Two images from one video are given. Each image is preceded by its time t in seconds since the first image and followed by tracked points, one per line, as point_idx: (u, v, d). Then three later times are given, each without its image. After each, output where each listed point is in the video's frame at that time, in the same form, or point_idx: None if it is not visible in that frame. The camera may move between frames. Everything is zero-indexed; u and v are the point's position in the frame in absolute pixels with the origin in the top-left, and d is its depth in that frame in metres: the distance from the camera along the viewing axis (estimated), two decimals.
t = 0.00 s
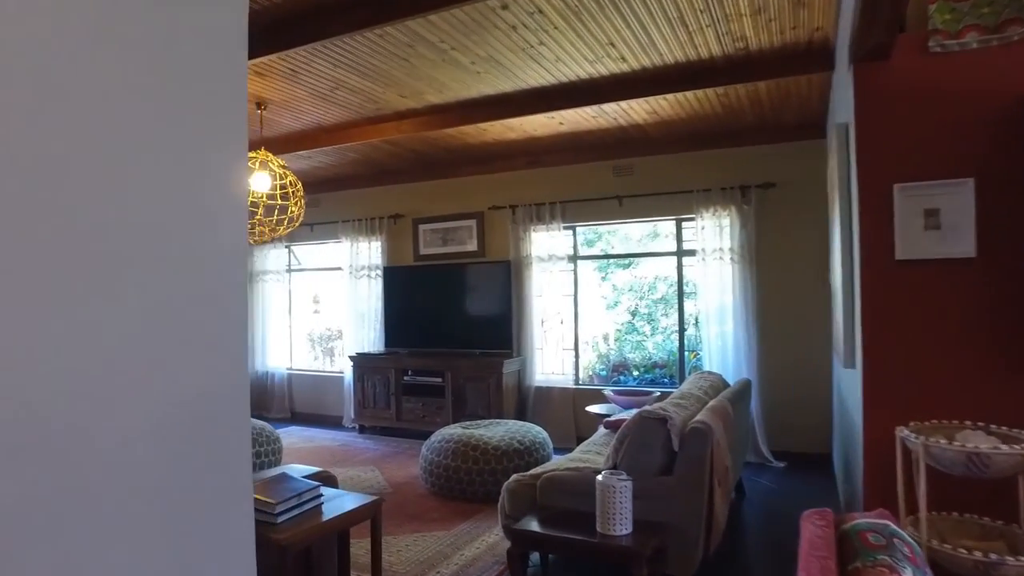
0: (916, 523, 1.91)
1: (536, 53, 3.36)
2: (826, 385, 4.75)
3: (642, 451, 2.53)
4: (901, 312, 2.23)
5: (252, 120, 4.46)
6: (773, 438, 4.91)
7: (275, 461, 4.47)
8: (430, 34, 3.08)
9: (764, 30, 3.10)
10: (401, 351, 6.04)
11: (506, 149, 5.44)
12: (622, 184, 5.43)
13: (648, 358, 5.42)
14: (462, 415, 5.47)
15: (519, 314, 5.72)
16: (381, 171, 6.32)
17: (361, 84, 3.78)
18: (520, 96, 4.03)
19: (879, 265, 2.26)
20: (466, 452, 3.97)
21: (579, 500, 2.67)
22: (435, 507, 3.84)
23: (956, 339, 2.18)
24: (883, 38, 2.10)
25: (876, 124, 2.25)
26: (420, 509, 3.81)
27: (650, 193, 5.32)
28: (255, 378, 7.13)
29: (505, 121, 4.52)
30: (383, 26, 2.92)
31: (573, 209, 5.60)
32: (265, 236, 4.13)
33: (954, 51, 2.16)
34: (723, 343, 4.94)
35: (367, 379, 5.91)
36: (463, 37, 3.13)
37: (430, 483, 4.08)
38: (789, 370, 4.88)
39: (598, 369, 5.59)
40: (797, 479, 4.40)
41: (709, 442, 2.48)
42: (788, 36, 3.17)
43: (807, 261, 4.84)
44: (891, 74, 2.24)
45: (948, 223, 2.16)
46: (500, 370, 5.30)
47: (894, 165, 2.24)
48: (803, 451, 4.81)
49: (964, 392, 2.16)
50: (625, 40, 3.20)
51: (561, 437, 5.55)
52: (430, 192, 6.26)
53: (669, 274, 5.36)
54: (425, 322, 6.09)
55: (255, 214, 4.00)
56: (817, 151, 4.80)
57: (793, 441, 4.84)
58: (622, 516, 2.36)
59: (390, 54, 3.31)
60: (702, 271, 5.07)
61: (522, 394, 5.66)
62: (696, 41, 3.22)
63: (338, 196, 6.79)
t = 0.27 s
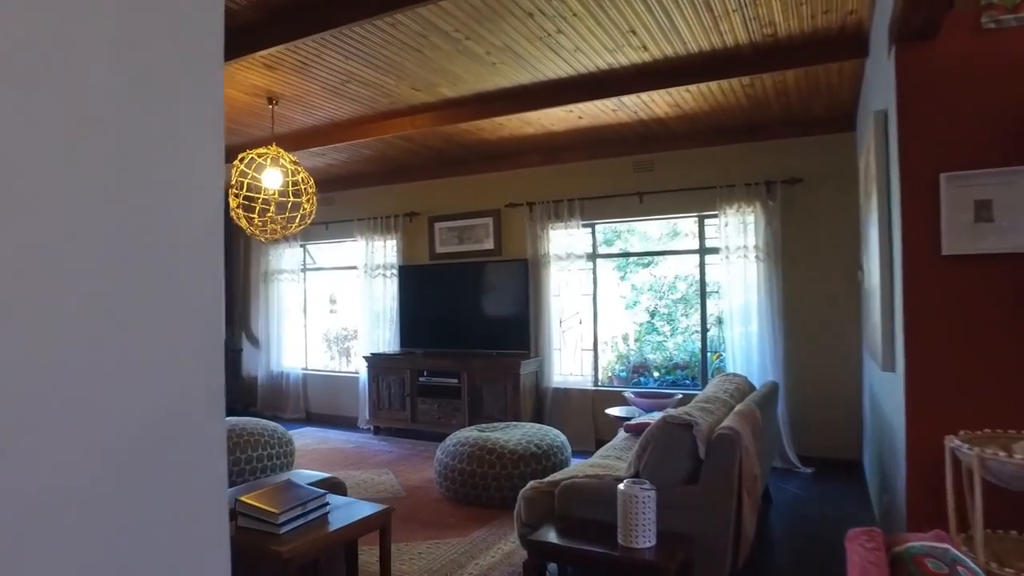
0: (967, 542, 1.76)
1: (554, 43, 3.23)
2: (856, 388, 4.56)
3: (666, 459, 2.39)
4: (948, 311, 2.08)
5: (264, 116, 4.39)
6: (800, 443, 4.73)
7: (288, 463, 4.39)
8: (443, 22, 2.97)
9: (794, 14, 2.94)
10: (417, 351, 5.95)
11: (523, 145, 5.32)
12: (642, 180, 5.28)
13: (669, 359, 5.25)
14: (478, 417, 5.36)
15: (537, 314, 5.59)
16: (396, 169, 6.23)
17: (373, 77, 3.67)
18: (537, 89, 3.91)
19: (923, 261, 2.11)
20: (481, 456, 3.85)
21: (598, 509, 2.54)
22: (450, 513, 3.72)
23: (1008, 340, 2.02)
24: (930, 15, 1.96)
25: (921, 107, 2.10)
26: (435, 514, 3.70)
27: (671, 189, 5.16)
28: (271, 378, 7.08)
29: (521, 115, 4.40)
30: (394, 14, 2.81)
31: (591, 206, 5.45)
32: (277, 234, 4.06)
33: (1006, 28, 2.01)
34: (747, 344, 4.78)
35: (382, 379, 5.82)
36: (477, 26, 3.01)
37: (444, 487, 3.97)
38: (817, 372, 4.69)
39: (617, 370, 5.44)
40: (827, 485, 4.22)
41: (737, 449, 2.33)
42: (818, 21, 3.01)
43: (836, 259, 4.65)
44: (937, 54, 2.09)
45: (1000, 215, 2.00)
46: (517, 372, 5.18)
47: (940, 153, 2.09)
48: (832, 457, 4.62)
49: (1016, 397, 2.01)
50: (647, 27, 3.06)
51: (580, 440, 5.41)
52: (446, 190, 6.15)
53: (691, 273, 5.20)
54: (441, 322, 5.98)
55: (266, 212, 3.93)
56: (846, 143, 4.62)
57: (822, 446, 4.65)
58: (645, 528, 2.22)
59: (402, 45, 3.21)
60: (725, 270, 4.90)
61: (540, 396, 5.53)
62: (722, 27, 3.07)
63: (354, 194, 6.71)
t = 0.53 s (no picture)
0: None
1: (575, 29, 3.09)
2: (891, 391, 4.36)
3: (696, 467, 2.23)
4: (1006, 309, 1.92)
5: (279, 112, 4.30)
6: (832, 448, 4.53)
7: (303, 466, 4.30)
8: (459, 8, 2.84)
9: None
10: (435, 351, 5.84)
11: (542, 139, 5.18)
12: (666, 175, 5.11)
13: (694, 360, 5.10)
14: (497, 419, 5.23)
15: (557, 313, 5.46)
16: (414, 165, 6.13)
17: (388, 68, 3.56)
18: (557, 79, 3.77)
19: (978, 254, 1.95)
20: (500, 460, 3.72)
21: (622, 519, 2.40)
22: (467, 518, 3.60)
23: None
24: None
25: (976, 87, 1.94)
26: (452, 520, 3.58)
27: (697, 184, 4.99)
28: (289, 378, 7.02)
29: (541, 108, 4.26)
30: None
31: (613, 202, 5.30)
32: (291, 231, 3.97)
33: None
34: (776, 345, 4.59)
35: (399, 380, 5.72)
36: (494, 12, 2.88)
37: (462, 492, 3.85)
38: (850, 374, 4.49)
39: (640, 371, 5.28)
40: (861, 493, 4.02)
41: (772, 456, 2.18)
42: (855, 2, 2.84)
43: (870, 256, 4.44)
44: (995, 29, 1.93)
45: None
46: (537, 373, 5.04)
47: (998, 136, 1.93)
48: (866, 463, 4.42)
49: None
50: (672, 12, 2.91)
51: (601, 443, 5.26)
52: (465, 187, 6.04)
53: (717, 271, 5.03)
54: (459, 321, 5.87)
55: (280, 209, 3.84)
56: (880, 135, 4.41)
57: (855, 452, 4.45)
58: (674, 543, 2.07)
59: (418, 33, 3.09)
60: (752, 268, 4.72)
61: (561, 397, 5.39)
62: (752, 10, 2.91)
63: (371, 191, 6.62)
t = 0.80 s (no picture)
0: None
1: (597, 14, 2.95)
2: (930, 393, 4.15)
3: (728, 477, 2.07)
4: None
5: (294, 107, 4.22)
6: (867, 454, 4.32)
7: (319, 468, 4.21)
8: None
9: None
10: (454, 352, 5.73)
11: (563, 134, 5.04)
12: (691, 169, 4.93)
13: (721, 361, 4.92)
14: (517, 421, 5.10)
15: (579, 313, 5.32)
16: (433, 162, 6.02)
17: (403, 59, 3.45)
18: (578, 69, 3.63)
19: None
20: (520, 464, 3.59)
21: (648, 532, 2.25)
22: (485, 525, 3.47)
23: None
24: None
25: None
26: (469, 526, 3.46)
27: (724, 178, 4.80)
28: (308, 378, 6.96)
29: (562, 99, 4.12)
30: None
31: (636, 198, 5.15)
32: (305, 227, 3.87)
33: None
34: (808, 346, 4.41)
35: (418, 381, 5.61)
36: None
37: (480, 497, 3.72)
38: (885, 376, 4.28)
39: (665, 372, 5.13)
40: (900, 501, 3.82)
41: (811, 465, 2.02)
42: None
43: (908, 253, 4.22)
44: None
45: None
46: (559, 374, 4.90)
47: None
48: (903, 470, 4.21)
49: None
50: None
51: (625, 446, 5.10)
52: (484, 184, 5.92)
53: (745, 268, 4.85)
54: (479, 321, 5.75)
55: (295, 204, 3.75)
56: (918, 125, 4.20)
57: (892, 458, 4.24)
58: (703, 559, 1.90)
59: (432, 20, 2.97)
60: (782, 266, 4.54)
61: (583, 399, 5.24)
62: None
63: (389, 189, 6.53)
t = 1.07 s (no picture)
0: None
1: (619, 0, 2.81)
2: (970, 398, 3.95)
3: (762, 490, 1.92)
4: None
5: (307, 103, 4.13)
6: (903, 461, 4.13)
7: (333, 472, 4.12)
8: None
9: None
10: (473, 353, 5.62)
11: (584, 129, 4.90)
12: (716, 165, 4.77)
13: (747, 363, 4.76)
14: (537, 424, 4.97)
15: (601, 313, 5.18)
16: (451, 160, 5.92)
17: (419, 51, 3.34)
18: (599, 60, 3.49)
19: None
20: (539, 470, 3.46)
21: (675, 547, 2.11)
22: (503, 533, 3.35)
23: None
24: None
25: None
26: (487, 534, 3.34)
27: (751, 174, 4.63)
28: (326, 379, 6.90)
29: (583, 92, 3.99)
30: None
31: (660, 195, 5.00)
32: (319, 225, 3.79)
33: None
34: (839, 347, 4.22)
35: (435, 382, 5.51)
36: None
37: (498, 503, 3.60)
38: (923, 380, 4.09)
39: (689, 374, 4.98)
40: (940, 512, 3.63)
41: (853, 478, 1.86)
42: None
43: (946, 250, 4.03)
44: None
45: None
46: (580, 376, 4.76)
47: None
48: (942, 478, 4.01)
49: None
50: None
51: (648, 451, 4.95)
52: (503, 181, 5.80)
53: (773, 267, 4.68)
54: (498, 321, 5.63)
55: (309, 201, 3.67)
56: (957, 116, 4.00)
57: (929, 466, 4.05)
58: None
59: (448, 8, 2.86)
60: (813, 264, 4.36)
61: (604, 402, 5.10)
62: None
63: (408, 187, 6.44)
